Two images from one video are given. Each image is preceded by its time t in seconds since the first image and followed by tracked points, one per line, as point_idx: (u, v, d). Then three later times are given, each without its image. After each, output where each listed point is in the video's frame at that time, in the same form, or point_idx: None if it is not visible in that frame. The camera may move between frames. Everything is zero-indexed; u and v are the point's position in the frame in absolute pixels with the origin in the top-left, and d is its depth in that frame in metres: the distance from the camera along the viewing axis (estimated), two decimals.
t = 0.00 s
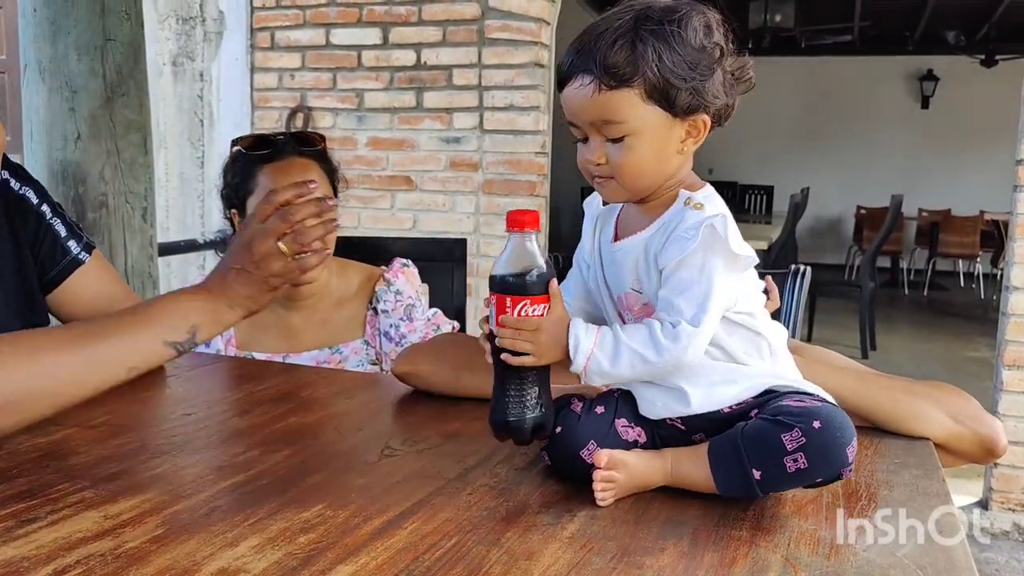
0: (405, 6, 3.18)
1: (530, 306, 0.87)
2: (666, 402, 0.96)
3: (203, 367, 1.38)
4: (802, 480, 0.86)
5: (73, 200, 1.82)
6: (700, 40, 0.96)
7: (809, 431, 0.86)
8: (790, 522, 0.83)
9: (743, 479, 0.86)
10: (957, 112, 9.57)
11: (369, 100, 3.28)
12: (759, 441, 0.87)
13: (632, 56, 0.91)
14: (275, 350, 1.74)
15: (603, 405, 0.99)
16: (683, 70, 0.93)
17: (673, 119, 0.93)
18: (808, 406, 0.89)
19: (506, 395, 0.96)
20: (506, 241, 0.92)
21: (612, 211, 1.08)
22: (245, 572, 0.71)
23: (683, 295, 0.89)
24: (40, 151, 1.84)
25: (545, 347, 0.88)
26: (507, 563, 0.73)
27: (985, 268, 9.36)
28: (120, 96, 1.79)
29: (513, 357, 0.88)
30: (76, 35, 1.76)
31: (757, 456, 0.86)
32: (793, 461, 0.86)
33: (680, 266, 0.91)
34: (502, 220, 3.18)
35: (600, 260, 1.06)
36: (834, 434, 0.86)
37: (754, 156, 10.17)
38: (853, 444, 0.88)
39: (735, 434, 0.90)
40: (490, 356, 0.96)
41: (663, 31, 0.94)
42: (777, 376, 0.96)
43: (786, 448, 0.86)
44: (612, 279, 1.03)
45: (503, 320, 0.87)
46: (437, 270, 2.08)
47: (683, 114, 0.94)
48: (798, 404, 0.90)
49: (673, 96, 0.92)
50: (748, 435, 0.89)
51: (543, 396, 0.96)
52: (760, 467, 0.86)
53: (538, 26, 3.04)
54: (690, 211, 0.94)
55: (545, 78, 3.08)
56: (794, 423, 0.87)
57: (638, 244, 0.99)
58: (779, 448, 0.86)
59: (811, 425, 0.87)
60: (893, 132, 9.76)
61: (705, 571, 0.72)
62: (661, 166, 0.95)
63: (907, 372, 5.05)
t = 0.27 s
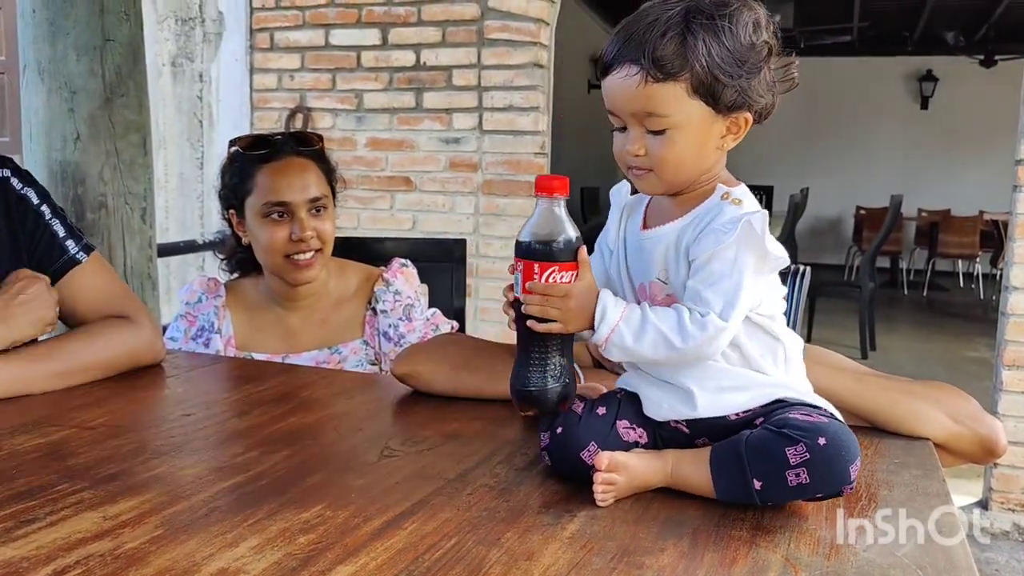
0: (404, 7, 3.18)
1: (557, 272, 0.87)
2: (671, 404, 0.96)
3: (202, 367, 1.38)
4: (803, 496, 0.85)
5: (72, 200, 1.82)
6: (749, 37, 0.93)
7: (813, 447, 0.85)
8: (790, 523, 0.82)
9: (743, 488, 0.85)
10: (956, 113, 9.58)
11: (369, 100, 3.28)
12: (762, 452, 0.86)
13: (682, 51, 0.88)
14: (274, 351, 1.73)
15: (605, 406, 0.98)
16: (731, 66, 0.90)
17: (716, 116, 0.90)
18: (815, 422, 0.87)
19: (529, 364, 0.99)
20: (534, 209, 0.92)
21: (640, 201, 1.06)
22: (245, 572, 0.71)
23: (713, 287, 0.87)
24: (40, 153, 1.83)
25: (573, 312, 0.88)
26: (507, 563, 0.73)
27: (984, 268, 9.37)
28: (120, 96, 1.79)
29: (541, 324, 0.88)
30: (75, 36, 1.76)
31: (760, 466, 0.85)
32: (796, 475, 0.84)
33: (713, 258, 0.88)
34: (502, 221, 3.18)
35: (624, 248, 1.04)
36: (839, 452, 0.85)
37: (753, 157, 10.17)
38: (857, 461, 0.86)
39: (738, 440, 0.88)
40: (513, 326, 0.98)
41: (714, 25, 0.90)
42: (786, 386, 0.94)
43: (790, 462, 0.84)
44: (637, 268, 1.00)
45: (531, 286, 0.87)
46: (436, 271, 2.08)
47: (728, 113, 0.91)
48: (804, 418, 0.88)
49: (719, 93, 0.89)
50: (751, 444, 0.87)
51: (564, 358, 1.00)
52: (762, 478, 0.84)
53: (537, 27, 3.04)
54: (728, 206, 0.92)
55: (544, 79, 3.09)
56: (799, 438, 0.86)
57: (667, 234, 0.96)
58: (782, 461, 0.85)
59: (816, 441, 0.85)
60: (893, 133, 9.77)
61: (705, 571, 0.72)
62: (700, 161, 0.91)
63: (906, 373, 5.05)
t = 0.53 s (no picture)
0: (403, 8, 3.18)
1: (577, 265, 0.87)
2: (674, 406, 0.95)
3: (200, 369, 1.37)
4: (802, 499, 0.85)
5: (70, 202, 1.81)
6: (778, 36, 0.93)
7: (813, 449, 0.85)
8: (788, 524, 0.83)
9: (741, 489, 0.85)
10: (955, 113, 9.58)
11: (367, 101, 3.28)
12: (761, 453, 0.86)
13: (714, 51, 0.88)
14: (273, 352, 1.73)
15: (604, 407, 0.99)
16: (760, 66, 0.90)
17: (743, 115, 0.90)
18: (814, 424, 0.87)
19: (548, 357, 1.02)
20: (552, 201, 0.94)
21: (657, 198, 1.05)
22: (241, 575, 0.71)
23: (735, 285, 0.87)
24: (37, 154, 1.83)
25: (595, 304, 0.87)
26: (505, 565, 0.73)
27: (983, 268, 9.37)
28: (118, 98, 1.80)
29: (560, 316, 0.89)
30: (73, 37, 1.76)
31: (759, 467, 0.85)
32: (795, 477, 0.84)
33: (734, 256, 0.88)
34: (500, 222, 3.19)
35: (638, 244, 1.03)
36: (839, 454, 0.85)
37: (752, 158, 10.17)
38: (856, 465, 0.86)
39: (737, 442, 0.88)
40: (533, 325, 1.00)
41: (744, 25, 0.90)
42: (788, 390, 0.93)
43: (789, 464, 0.84)
44: (652, 263, 0.99)
45: (551, 278, 0.88)
46: (435, 272, 2.08)
47: (756, 113, 0.91)
48: (804, 420, 0.88)
49: (748, 93, 0.89)
50: (751, 446, 0.87)
51: (582, 349, 1.03)
52: (761, 479, 0.84)
53: (536, 28, 3.04)
54: (751, 206, 0.92)
55: (543, 80, 3.09)
56: (798, 440, 0.86)
57: (686, 230, 0.96)
58: (781, 463, 0.85)
59: (815, 443, 0.85)
60: (892, 133, 9.77)
61: (703, 572, 0.72)
62: (725, 161, 0.91)
63: (905, 373, 5.05)
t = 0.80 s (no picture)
0: (401, 10, 3.18)
1: (592, 253, 0.86)
2: (674, 406, 0.95)
3: (198, 372, 1.37)
4: (801, 500, 0.85)
5: (68, 205, 1.81)
6: (799, 43, 0.93)
7: (812, 450, 0.85)
8: (786, 526, 0.83)
9: (740, 490, 0.85)
10: (954, 114, 9.58)
11: (366, 103, 3.28)
12: (760, 455, 0.86)
13: (736, 56, 0.88)
14: (272, 355, 1.73)
15: (603, 409, 0.99)
16: (781, 72, 0.90)
17: (762, 120, 0.90)
18: (813, 425, 0.88)
19: (558, 342, 0.99)
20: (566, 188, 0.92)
21: (670, 198, 1.05)
22: None
23: (747, 285, 0.87)
24: (36, 157, 1.83)
25: (610, 292, 0.86)
26: (503, 568, 0.73)
27: (982, 269, 9.37)
28: (116, 101, 1.80)
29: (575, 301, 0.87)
30: (71, 40, 1.76)
31: (758, 469, 0.85)
32: (793, 478, 0.84)
33: (748, 256, 0.88)
34: (499, 224, 3.18)
35: (649, 243, 1.03)
36: (837, 455, 0.85)
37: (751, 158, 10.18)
38: (854, 466, 0.86)
39: (736, 443, 0.89)
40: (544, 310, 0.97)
41: (766, 31, 0.90)
42: (789, 394, 0.92)
43: (788, 464, 0.85)
44: (663, 262, 0.99)
45: (565, 266, 0.86)
46: (434, 274, 2.08)
47: (775, 117, 0.91)
48: (803, 422, 0.89)
49: (768, 99, 0.89)
50: (749, 448, 0.87)
51: (594, 339, 0.99)
52: (760, 481, 0.84)
53: (534, 30, 3.04)
54: (767, 209, 0.92)
55: (542, 82, 3.09)
56: (797, 441, 0.86)
57: (698, 230, 0.95)
58: (780, 463, 0.85)
59: (814, 444, 0.86)
60: (890, 134, 9.77)
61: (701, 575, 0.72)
62: (742, 165, 0.91)
63: (904, 375, 5.04)
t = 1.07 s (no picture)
0: (397, 14, 3.18)
1: (612, 245, 0.86)
2: (674, 408, 0.96)
3: (195, 377, 1.37)
4: (800, 498, 0.85)
5: (64, 210, 1.80)
6: (815, 50, 0.94)
7: (809, 447, 0.86)
8: (784, 530, 0.83)
9: (738, 491, 0.85)
10: (949, 116, 9.60)
11: (362, 107, 3.28)
12: (758, 454, 0.87)
13: (754, 62, 0.88)
14: (268, 359, 1.73)
15: (601, 412, 0.99)
16: (797, 79, 0.90)
17: (779, 126, 0.90)
18: (810, 424, 0.89)
19: (575, 333, 0.98)
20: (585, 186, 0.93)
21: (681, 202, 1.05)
22: None
23: (763, 285, 0.87)
24: (31, 162, 1.82)
25: (629, 285, 0.85)
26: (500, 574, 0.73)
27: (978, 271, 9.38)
28: (112, 105, 1.80)
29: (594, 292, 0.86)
30: (67, 44, 1.76)
31: (756, 468, 0.85)
32: (791, 475, 0.85)
33: (764, 258, 0.88)
34: (496, 227, 3.18)
35: (661, 247, 1.03)
36: (834, 453, 0.86)
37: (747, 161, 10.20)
38: (851, 466, 0.87)
39: (733, 445, 0.89)
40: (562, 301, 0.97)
41: (782, 38, 0.91)
42: (790, 396, 0.93)
43: (785, 462, 0.85)
44: (674, 265, 0.99)
45: (584, 256, 0.85)
46: (431, 278, 2.08)
47: (790, 124, 0.91)
48: (800, 421, 0.90)
49: (784, 105, 0.89)
50: (747, 449, 0.88)
51: (611, 331, 0.98)
52: (758, 479, 0.85)
53: (530, 34, 3.04)
54: (783, 213, 0.92)
55: (537, 85, 3.09)
56: (793, 439, 0.87)
57: (711, 232, 0.95)
58: (778, 461, 0.85)
59: (811, 441, 0.86)
60: (886, 136, 9.79)
61: None
62: (758, 172, 0.91)
63: (900, 377, 5.04)
